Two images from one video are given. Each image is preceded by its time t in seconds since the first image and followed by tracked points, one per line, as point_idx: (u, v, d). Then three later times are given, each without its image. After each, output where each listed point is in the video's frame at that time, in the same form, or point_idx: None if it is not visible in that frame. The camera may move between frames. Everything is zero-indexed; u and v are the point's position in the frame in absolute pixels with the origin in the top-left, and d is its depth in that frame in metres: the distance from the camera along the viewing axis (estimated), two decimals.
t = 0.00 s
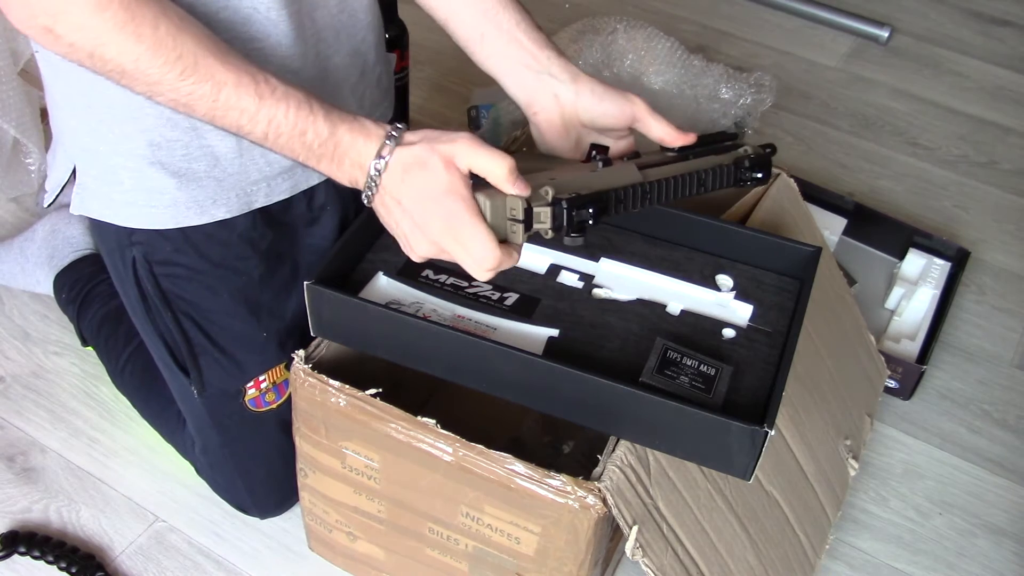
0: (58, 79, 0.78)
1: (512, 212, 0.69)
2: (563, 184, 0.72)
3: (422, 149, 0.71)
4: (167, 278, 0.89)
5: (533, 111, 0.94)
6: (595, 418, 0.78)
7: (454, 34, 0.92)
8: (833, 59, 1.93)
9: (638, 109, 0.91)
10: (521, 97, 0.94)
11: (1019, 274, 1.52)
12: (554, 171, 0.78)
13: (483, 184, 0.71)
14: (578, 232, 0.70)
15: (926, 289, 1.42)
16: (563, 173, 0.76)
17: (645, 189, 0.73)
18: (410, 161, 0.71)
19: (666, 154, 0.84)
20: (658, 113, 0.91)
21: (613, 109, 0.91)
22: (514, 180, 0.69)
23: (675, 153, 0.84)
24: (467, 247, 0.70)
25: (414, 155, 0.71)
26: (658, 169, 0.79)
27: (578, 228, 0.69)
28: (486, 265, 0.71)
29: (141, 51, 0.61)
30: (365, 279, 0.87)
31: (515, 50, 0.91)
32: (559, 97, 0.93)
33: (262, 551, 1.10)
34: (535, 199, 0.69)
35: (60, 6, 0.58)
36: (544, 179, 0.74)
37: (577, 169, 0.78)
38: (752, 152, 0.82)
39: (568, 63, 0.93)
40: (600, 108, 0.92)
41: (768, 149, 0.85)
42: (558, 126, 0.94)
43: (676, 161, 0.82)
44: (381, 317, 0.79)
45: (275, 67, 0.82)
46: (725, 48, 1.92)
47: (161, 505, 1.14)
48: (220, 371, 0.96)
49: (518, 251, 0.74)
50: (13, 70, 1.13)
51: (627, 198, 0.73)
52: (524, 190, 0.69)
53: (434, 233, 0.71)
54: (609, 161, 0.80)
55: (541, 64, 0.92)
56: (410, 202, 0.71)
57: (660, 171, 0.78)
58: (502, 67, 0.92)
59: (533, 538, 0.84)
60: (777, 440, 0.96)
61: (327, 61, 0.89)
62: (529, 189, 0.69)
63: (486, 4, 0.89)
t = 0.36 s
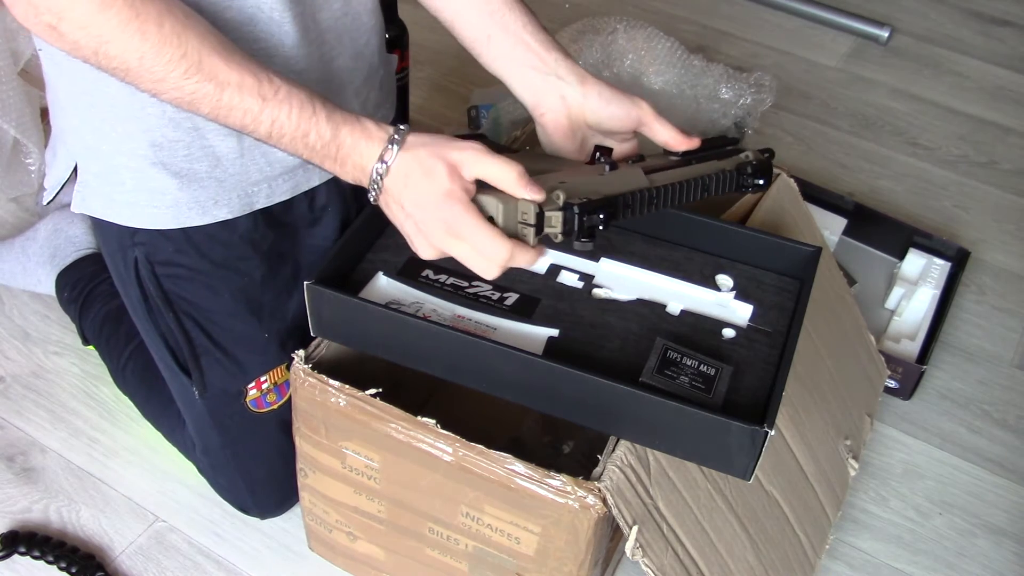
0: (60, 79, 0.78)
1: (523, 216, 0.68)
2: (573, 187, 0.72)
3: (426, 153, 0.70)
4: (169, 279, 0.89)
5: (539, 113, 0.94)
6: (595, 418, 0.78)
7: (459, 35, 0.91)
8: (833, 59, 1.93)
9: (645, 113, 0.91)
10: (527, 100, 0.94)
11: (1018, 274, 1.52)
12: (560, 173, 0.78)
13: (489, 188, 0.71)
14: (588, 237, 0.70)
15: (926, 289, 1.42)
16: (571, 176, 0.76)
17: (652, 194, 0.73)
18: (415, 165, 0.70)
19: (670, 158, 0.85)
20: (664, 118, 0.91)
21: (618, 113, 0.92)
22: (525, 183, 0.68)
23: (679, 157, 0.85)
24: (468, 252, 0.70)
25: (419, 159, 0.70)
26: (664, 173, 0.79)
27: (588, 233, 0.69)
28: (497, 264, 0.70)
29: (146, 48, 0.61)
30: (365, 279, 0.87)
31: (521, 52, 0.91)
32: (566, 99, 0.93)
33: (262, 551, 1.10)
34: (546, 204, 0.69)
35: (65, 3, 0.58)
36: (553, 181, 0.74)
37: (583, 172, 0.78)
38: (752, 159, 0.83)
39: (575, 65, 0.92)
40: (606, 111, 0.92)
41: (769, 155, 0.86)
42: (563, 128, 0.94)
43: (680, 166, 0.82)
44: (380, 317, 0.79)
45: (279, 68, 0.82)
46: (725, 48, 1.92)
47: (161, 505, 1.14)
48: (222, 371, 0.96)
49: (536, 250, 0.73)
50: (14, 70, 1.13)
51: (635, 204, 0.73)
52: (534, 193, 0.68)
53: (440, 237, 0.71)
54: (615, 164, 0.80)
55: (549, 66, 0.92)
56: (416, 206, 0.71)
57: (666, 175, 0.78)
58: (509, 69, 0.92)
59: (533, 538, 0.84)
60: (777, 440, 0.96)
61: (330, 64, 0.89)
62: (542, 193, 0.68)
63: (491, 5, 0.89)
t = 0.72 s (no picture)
0: (62, 79, 0.77)
1: (515, 211, 0.69)
2: (568, 186, 0.72)
3: (427, 152, 0.71)
4: (170, 279, 0.89)
5: (543, 113, 0.94)
6: (595, 419, 0.78)
7: (461, 39, 0.91)
8: (833, 59, 1.93)
9: (648, 114, 0.92)
10: (531, 101, 0.94)
11: (1018, 274, 1.52)
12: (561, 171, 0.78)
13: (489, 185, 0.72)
14: (580, 235, 0.69)
15: (926, 289, 1.42)
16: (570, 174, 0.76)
17: (648, 194, 0.73)
18: (417, 165, 0.71)
19: (671, 160, 0.85)
20: (667, 119, 0.92)
21: (622, 114, 0.92)
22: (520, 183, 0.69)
23: (679, 160, 0.85)
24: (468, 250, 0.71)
25: (421, 159, 0.71)
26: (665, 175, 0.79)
27: (579, 231, 0.69)
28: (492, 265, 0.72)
29: (146, 49, 0.61)
30: (364, 279, 0.87)
31: (525, 54, 0.91)
32: (570, 100, 0.93)
33: (263, 551, 1.10)
34: (538, 201, 0.69)
35: (67, 3, 0.58)
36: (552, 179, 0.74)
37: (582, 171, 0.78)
38: (755, 163, 0.83)
39: (578, 65, 0.93)
40: (610, 112, 0.92)
41: (772, 161, 0.85)
42: (567, 128, 0.94)
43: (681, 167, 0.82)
44: (380, 317, 0.79)
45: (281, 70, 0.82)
46: (724, 48, 1.92)
47: (161, 505, 1.14)
48: (222, 372, 0.96)
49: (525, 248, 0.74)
50: (14, 70, 1.13)
51: (629, 204, 0.72)
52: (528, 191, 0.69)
53: (439, 237, 0.73)
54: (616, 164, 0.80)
55: (552, 67, 0.92)
56: (416, 207, 0.72)
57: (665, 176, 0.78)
58: (512, 71, 0.92)
59: (533, 538, 0.84)
60: (777, 440, 0.96)
61: (333, 65, 0.89)
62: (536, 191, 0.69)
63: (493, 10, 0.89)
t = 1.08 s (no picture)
0: (64, 79, 0.77)
1: (524, 187, 0.69)
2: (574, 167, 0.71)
3: (433, 138, 0.71)
4: (172, 280, 0.89)
5: (553, 107, 0.94)
6: (596, 419, 0.78)
7: (469, 35, 0.91)
8: (833, 59, 1.93)
9: (657, 107, 0.92)
10: (541, 96, 0.93)
11: (1019, 274, 1.52)
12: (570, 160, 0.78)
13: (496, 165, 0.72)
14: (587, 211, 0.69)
15: (926, 289, 1.42)
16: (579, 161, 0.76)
17: (657, 177, 0.72)
18: (424, 151, 0.71)
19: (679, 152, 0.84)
20: (676, 112, 0.92)
21: (632, 108, 0.92)
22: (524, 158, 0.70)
23: (687, 151, 0.84)
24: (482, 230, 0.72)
25: (427, 145, 0.71)
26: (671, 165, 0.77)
27: (589, 208, 0.68)
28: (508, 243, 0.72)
29: (151, 46, 0.61)
30: (365, 279, 0.87)
31: (533, 49, 0.91)
32: (579, 94, 0.92)
33: (263, 551, 1.10)
34: (547, 178, 0.69)
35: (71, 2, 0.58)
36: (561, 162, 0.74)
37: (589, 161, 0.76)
38: (763, 155, 0.79)
39: (586, 60, 0.93)
40: (620, 106, 0.92)
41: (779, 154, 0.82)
42: (578, 121, 0.94)
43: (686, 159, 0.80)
44: (381, 317, 0.79)
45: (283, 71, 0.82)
46: (724, 48, 1.92)
47: (161, 505, 1.14)
48: (223, 372, 0.96)
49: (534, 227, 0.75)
50: (14, 70, 1.13)
51: (639, 185, 0.71)
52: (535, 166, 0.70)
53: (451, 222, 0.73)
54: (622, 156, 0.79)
55: (561, 62, 0.91)
56: (427, 193, 0.72)
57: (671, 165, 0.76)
58: (521, 66, 0.92)
59: (533, 538, 0.84)
60: (777, 440, 0.96)
61: (336, 65, 0.89)
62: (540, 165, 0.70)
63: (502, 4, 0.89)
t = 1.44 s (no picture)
0: (67, 77, 0.77)
1: (524, 230, 0.70)
2: (569, 197, 0.73)
3: (435, 158, 0.70)
4: (174, 278, 0.89)
5: (527, 109, 0.94)
6: (596, 418, 0.78)
7: (452, 31, 0.91)
8: (833, 59, 1.93)
9: (635, 109, 0.91)
10: (517, 97, 0.93)
11: (1019, 275, 1.52)
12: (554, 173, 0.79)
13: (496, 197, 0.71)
14: (586, 247, 0.72)
15: (926, 289, 1.42)
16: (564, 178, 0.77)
17: (647, 199, 0.76)
18: (423, 170, 0.70)
19: (660, 154, 0.85)
20: (654, 114, 0.91)
21: (608, 109, 0.92)
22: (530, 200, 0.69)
23: (667, 154, 0.85)
24: (476, 261, 0.71)
25: (428, 165, 0.70)
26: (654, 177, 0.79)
27: (586, 243, 0.71)
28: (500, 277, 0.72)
29: (151, 48, 0.61)
30: (365, 279, 0.87)
31: (512, 48, 0.91)
32: (554, 95, 0.92)
33: (262, 551, 1.10)
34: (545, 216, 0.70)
35: (71, 2, 0.58)
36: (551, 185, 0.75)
37: (576, 175, 0.78)
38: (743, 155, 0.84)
39: (563, 61, 0.92)
40: (595, 107, 0.92)
41: (754, 142, 0.87)
42: (551, 124, 0.94)
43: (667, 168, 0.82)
44: (381, 317, 0.79)
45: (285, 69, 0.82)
46: (724, 48, 1.92)
47: (161, 504, 1.14)
48: (224, 371, 0.96)
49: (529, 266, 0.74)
50: (14, 70, 1.13)
51: (630, 208, 0.75)
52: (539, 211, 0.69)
53: (443, 245, 0.71)
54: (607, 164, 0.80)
55: (537, 62, 0.92)
56: (421, 214, 0.71)
57: (657, 178, 0.79)
58: (498, 66, 0.92)
59: (533, 538, 0.84)
60: (777, 440, 0.96)
61: (338, 64, 0.89)
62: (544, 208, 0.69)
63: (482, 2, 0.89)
